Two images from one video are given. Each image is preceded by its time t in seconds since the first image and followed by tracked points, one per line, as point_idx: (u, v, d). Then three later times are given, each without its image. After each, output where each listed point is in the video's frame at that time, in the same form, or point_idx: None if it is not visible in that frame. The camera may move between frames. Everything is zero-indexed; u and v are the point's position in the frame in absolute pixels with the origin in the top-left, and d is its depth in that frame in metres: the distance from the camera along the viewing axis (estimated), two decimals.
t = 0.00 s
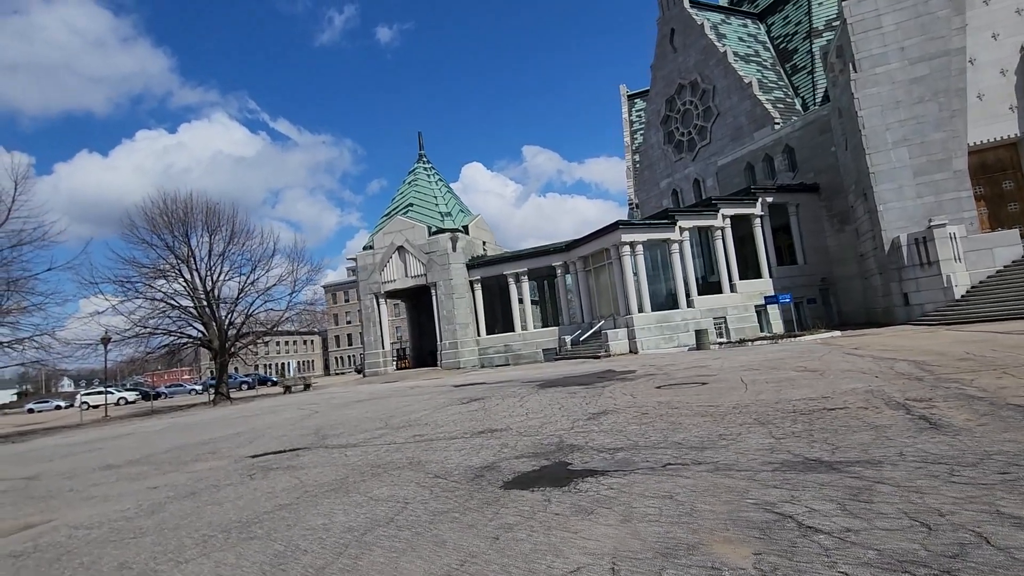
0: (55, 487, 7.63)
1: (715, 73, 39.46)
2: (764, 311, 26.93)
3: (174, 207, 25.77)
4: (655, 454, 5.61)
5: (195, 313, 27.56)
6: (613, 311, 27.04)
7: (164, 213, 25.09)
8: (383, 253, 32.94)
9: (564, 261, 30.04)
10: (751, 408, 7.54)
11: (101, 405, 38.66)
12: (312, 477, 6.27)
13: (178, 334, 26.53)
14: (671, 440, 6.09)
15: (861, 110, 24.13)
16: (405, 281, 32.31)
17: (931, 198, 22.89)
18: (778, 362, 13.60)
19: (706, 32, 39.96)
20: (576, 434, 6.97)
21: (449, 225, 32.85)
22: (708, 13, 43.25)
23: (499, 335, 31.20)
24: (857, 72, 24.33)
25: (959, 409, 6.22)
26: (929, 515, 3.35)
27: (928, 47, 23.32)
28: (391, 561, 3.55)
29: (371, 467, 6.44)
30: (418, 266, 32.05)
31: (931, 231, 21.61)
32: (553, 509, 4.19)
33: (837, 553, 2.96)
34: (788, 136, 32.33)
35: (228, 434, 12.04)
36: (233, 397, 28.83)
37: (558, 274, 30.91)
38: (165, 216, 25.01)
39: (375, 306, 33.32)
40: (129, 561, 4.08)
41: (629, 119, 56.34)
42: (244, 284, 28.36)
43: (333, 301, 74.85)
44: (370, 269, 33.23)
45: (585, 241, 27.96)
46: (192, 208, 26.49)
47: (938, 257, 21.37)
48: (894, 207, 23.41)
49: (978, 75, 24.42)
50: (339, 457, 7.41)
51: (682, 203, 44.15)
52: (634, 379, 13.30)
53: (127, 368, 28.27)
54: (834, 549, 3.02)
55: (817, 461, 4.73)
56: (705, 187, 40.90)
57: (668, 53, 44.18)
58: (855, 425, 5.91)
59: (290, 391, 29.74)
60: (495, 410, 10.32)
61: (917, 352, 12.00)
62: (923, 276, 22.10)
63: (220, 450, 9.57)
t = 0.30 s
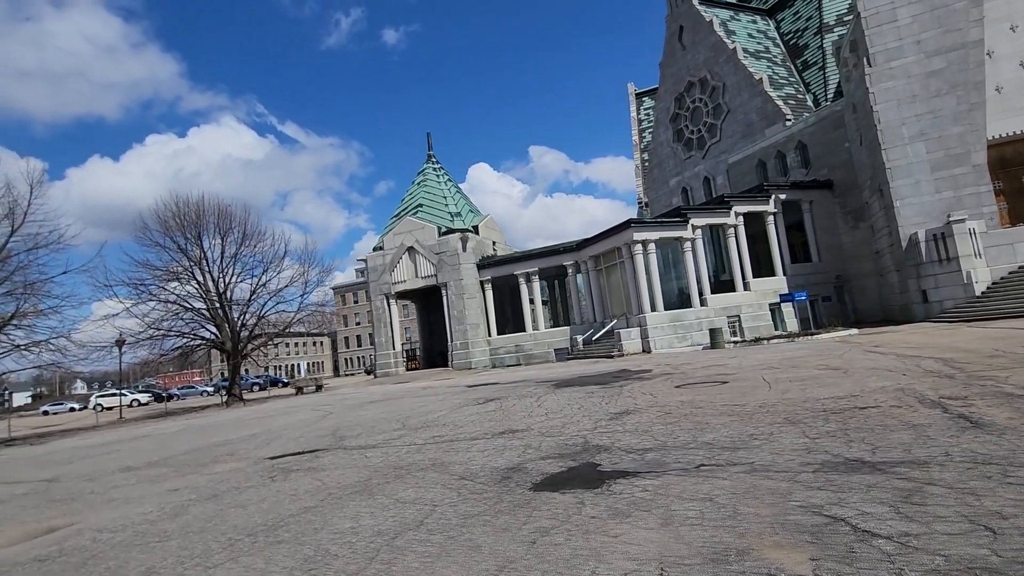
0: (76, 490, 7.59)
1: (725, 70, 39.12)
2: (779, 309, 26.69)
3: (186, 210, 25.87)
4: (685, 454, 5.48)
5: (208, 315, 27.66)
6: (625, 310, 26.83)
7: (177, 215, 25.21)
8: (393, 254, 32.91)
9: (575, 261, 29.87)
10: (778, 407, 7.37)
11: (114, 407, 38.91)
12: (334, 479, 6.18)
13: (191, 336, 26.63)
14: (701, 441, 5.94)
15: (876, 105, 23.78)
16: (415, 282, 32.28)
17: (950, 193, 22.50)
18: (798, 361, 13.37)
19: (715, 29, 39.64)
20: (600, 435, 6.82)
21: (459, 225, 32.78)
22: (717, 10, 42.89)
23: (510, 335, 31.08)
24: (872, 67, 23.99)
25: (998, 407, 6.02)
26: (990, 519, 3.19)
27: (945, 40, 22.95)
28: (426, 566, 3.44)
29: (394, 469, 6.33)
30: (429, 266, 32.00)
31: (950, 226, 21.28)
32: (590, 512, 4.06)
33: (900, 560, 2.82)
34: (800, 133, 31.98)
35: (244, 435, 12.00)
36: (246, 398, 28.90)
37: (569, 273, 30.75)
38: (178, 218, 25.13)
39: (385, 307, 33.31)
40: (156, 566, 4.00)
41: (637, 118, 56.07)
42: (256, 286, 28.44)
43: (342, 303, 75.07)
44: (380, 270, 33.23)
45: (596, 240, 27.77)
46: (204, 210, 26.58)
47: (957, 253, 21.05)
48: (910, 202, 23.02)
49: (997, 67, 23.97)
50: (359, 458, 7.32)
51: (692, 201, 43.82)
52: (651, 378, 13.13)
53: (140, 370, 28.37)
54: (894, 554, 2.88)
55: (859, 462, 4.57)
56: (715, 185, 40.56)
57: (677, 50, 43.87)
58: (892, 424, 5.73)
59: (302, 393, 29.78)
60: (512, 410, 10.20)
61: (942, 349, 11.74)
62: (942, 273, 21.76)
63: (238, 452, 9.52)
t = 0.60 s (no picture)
0: (105, 487, 7.63)
1: (739, 64, 38.64)
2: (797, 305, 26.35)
3: (204, 210, 26.10)
4: (721, 452, 5.35)
5: (225, 314, 27.91)
6: (641, 308, 26.61)
7: (194, 216, 25.44)
8: (407, 253, 32.95)
9: (590, 258, 29.70)
10: (810, 404, 7.21)
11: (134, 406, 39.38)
12: (361, 477, 6.14)
13: (209, 335, 26.88)
14: (735, 438, 5.81)
15: (897, 96, 23.31)
16: (430, 280, 32.30)
17: (974, 185, 21.99)
18: (822, 357, 13.14)
19: (729, 22, 39.16)
20: (630, 432, 6.70)
21: (473, 223, 32.74)
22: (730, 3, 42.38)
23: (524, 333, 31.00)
24: (893, 58, 23.53)
25: None
26: None
27: (968, 29, 22.43)
28: (469, 566, 3.36)
29: (421, 466, 6.27)
30: (443, 265, 32.01)
31: (975, 219, 20.97)
32: (632, 510, 3.96)
33: (971, 560, 2.69)
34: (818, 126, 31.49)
35: (264, 434, 12.03)
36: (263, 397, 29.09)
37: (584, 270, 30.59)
38: (196, 219, 25.36)
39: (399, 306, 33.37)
40: (193, 564, 3.97)
41: (649, 114, 55.65)
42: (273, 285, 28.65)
43: (355, 302, 75.50)
44: (394, 269, 33.30)
45: (611, 237, 27.58)
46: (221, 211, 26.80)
47: (983, 246, 20.75)
48: (933, 195, 22.52)
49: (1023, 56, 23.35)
50: (384, 456, 7.27)
51: (706, 197, 43.39)
52: (672, 375, 12.96)
53: (159, 369, 28.70)
54: (963, 555, 2.75)
55: (907, 459, 4.42)
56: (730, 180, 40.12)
57: (690, 45, 43.43)
58: (934, 421, 5.56)
59: (318, 391, 29.94)
60: (534, 408, 10.10)
61: (973, 344, 11.45)
62: (966, 267, 21.37)
63: (261, 450, 9.53)
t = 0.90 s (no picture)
0: (137, 483, 7.71)
1: (757, 56, 38.04)
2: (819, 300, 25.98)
3: (223, 210, 26.32)
4: (760, 447, 5.22)
5: (245, 312, 28.17)
6: (660, 303, 26.38)
7: (214, 215, 25.69)
8: (423, 250, 32.96)
9: (607, 254, 29.50)
10: (846, 399, 7.02)
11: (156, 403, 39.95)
12: (392, 473, 6.10)
13: (229, 333, 27.16)
14: (773, 434, 5.67)
15: (923, 86, 22.74)
16: (446, 277, 32.30)
17: (1004, 175, 21.39)
18: (850, 352, 12.88)
19: (746, 14, 38.56)
20: (661, 428, 6.58)
21: (489, 220, 32.68)
22: None
23: (541, 330, 30.91)
24: (918, 46, 22.94)
25: None
26: None
27: (998, 15, 21.81)
28: (515, 564, 3.28)
29: (452, 462, 6.23)
30: (459, 262, 31.99)
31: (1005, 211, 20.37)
32: (677, 507, 3.86)
33: None
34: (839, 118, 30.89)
35: (288, 430, 12.08)
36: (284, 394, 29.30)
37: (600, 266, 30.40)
38: (216, 219, 25.60)
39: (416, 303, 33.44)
40: (234, 560, 3.95)
41: (663, 109, 55.11)
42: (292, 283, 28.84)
43: (370, 300, 75.96)
44: (410, 266, 33.36)
45: (628, 233, 27.34)
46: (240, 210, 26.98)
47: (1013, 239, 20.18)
48: (961, 187, 21.95)
49: None
50: (412, 452, 7.24)
51: (722, 192, 42.84)
52: (696, 371, 12.79)
53: (181, 367, 29.07)
54: None
55: (961, 456, 4.25)
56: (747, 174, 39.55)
57: (706, 38, 42.84)
58: (981, 416, 5.37)
59: (337, 388, 30.13)
60: (559, 404, 10.01)
61: (1007, 338, 11.14)
62: (996, 260, 20.86)
63: (287, 446, 9.56)
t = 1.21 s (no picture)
0: (167, 478, 7.75)
1: (774, 46, 37.39)
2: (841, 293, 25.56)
3: (241, 209, 26.55)
4: (803, 442, 5.08)
5: (264, 310, 28.43)
6: (678, 298, 26.11)
7: (233, 214, 25.92)
8: (438, 247, 32.97)
9: (623, 248, 29.26)
10: (886, 392, 6.83)
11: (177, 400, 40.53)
12: (424, 468, 6.05)
13: (249, 331, 27.42)
14: (813, 428, 5.52)
15: (949, 73, 22.15)
16: (461, 274, 32.28)
17: None
18: (880, 345, 12.59)
19: (762, 4, 37.87)
20: (695, 423, 6.44)
21: (504, 216, 32.59)
22: None
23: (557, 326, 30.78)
24: (944, 32, 22.35)
25: None
26: None
27: None
28: (564, 559, 3.21)
29: (483, 457, 6.15)
30: (474, 258, 31.95)
31: None
32: (727, 503, 3.75)
33: None
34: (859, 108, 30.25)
35: (311, 426, 12.13)
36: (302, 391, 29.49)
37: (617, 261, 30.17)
38: (234, 218, 25.83)
39: (431, 300, 33.48)
40: (274, 554, 3.91)
41: (678, 102, 54.51)
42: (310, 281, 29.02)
43: (384, 298, 76.34)
44: (426, 263, 33.39)
45: (646, 227, 27.07)
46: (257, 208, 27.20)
47: None
48: (990, 176, 21.39)
49: None
50: (440, 447, 7.18)
51: (739, 185, 42.27)
52: (721, 366, 12.59)
53: (203, 364, 29.46)
54: None
55: (1021, 450, 4.08)
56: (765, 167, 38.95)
57: (721, 29, 42.21)
58: None
59: (355, 385, 30.27)
60: (584, 399, 9.91)
61: None
62: None
63: (313, 441, 9.59)
